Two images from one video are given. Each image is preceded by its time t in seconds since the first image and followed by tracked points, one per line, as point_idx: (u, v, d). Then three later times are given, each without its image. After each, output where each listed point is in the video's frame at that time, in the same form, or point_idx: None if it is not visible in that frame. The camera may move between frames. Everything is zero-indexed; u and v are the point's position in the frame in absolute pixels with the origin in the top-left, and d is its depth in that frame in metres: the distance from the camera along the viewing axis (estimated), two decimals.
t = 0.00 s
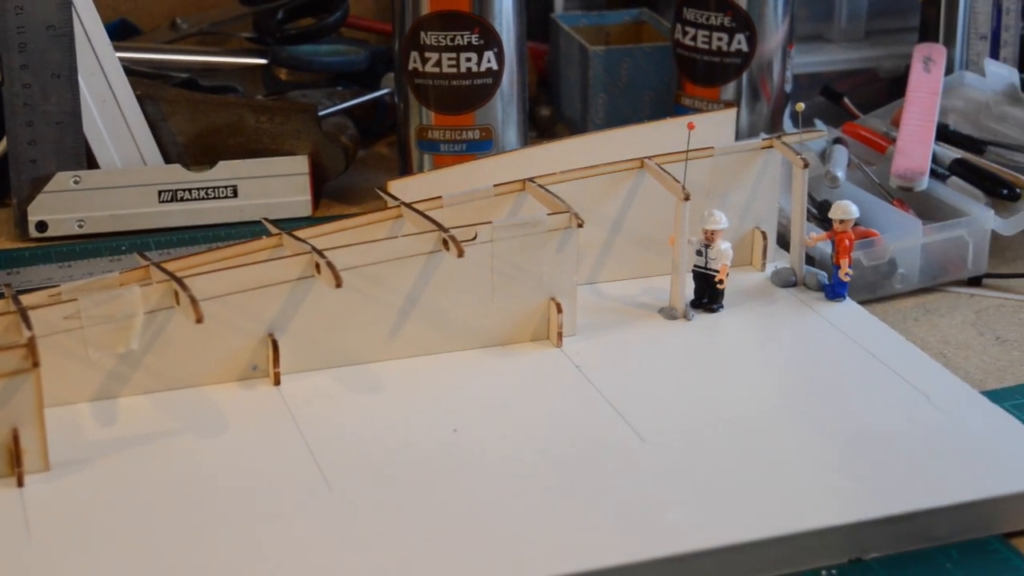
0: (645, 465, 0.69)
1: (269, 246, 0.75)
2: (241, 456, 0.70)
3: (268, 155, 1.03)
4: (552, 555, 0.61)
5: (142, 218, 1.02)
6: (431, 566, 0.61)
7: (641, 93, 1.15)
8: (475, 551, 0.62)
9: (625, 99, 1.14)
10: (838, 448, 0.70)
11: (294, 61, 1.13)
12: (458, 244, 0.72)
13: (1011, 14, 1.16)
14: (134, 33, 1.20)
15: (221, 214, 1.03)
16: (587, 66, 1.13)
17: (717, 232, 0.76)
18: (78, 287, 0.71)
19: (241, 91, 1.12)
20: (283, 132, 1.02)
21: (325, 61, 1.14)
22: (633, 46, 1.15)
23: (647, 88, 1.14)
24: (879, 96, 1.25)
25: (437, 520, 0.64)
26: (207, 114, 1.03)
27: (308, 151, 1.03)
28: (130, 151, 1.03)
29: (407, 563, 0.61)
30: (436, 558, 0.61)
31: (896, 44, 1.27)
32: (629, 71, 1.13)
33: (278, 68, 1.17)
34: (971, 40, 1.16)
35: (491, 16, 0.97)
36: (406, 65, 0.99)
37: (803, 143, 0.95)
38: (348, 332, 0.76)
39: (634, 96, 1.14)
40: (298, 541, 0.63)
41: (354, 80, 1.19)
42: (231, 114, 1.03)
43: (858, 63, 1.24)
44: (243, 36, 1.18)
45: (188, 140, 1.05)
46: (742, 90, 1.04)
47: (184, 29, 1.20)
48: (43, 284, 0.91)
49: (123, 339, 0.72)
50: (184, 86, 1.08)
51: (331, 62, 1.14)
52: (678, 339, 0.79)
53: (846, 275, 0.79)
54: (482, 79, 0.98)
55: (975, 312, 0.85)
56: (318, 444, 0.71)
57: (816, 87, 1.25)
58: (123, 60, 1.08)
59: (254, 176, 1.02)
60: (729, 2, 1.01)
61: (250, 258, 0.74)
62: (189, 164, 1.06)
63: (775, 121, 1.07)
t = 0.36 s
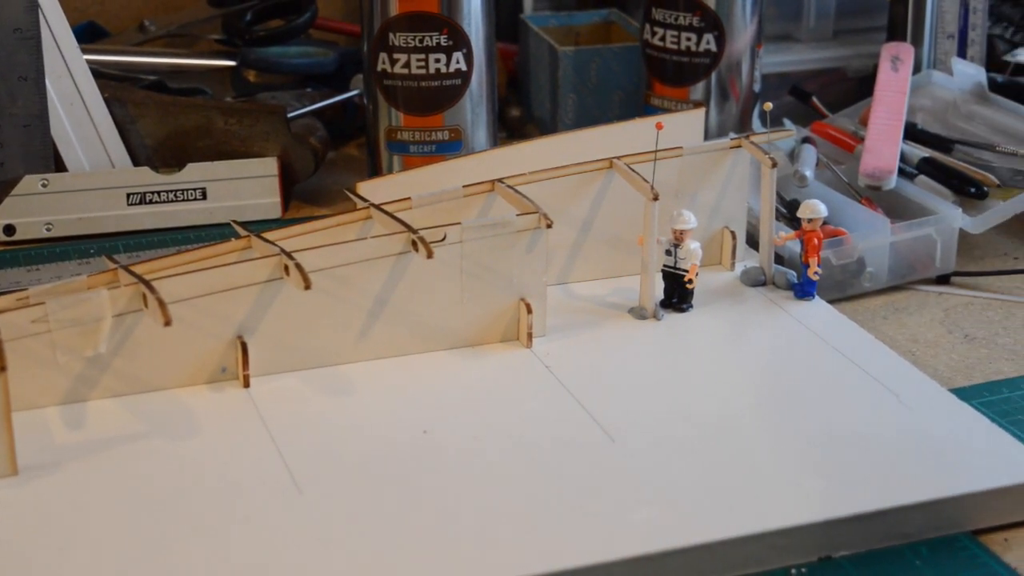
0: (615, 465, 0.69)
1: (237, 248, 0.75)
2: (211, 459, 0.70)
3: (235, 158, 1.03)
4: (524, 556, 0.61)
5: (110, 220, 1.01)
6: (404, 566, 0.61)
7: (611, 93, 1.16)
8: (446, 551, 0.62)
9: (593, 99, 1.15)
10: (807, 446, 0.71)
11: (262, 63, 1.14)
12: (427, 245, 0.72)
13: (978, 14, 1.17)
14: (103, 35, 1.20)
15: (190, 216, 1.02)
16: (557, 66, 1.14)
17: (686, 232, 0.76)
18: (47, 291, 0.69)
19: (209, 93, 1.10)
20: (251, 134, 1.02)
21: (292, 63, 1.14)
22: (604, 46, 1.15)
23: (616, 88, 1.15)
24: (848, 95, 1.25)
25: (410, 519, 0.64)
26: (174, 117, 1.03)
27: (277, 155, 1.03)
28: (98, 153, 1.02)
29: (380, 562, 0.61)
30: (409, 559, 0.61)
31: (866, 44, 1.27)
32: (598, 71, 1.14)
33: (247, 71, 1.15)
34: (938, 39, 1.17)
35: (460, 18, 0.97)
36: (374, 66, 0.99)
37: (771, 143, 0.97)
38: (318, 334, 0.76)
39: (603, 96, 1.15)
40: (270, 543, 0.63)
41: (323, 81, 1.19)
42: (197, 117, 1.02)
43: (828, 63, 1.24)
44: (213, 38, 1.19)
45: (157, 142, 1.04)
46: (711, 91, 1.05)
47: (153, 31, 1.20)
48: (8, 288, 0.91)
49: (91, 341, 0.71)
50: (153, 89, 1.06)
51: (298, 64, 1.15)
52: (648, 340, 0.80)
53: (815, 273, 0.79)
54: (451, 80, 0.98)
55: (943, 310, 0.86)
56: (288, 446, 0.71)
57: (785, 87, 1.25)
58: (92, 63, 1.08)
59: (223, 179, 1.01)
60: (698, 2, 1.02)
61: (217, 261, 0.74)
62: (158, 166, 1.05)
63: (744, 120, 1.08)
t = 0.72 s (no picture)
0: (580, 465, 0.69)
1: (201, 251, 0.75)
2: (176, 464, 0.70)
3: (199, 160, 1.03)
4: (491, 556, 0.61)
5: (74, 225, 1.01)
6: (371, 566, 0.61)
7: (577, 93, 1.16)
8: (413, 551, 0.62)
9: (558, 99, 1.16)
10: (770, 443, 0.71)
11: (227, 66, 1.13)
12: (391, 245, 0.73)
13: (941, 11, 1.18)
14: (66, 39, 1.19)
15: (154, 220, 1.02)
16: (522, 67, 1.14)
17: (651, 231, 0.76)
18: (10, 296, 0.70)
19: (173, 96, 1.11)
20: (216, 137, 1.02)
21: (258, 65, 1.14)
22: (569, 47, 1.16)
23: (582, 87, 1.15)
24: (813, 94, 1.26)
25: (376, 520, 0.64)
26: (140, 120, 1.01)
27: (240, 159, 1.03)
28: (62, 157, 1.00)
29: (347, 563, 0.61)
30: (376, 560, 0.61)
31: (830, 42, 1.28)
32: (564, 70, 1.14)
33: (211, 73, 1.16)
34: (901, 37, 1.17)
35: (423, 19, 0.97)
36: (338, 68, 0.99)
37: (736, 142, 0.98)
38: (282, 337, 0.76)
39: (569, 96, 1.16)
40: (237, 546, 0.63)
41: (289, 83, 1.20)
42: (164, 119, 1.01)
43: (792, 61, 1.25)
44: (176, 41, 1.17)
45: (122, 146, 1.02)
46: (676, 90, 1.06)
47: (117, 35, 1.19)
48: None
49: (53, 347, 0.70)
50: (117, 93, 1.05)
51: (264, 66, 1.15)
52: (614, 339, 0.80)
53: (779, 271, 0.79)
54: (415, 81, 0.99)
55: (907, 306, 0.87)
56: (254, 449, 0.71)
57: (750, 85, 1.25)
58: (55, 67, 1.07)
59: (188, 182, 1.01)
60: (662, 1, 1.03)
61: (182, 265, 0.73)
62: (122, 170, 1.03)
63: (709, 119, 1.09)
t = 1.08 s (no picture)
0: (545, 465, 0.69)
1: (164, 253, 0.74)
2: (140, 467, 0.69)
3: (162, 162, 1.02)
4: (458, 558, 0.61)
5: (36, 227, 1.01)
6: (336, 566, 0.61)
7: (540, 93, 1.17)
8: (378, 551, 0.62)
9: (521, 99, 1.17)
10: (734, 441, 0.71)
11: (189, 68, 1.11)
12: (354, 247, 0.73)
13: (902, 10, 1.19)
14: (27, 40, 1.18)
15: (116, 222, 1.02)
16: (485, 67, 1.14)
17: (614, 231, 0.78)
18: None
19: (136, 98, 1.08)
20: (179, 138, 1.01)
21: (220, 67, 1.13)
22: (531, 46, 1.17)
23: (546, 88, 1.16)
24: (775, 93, 1.27)
25: (342, 520, 0.64)
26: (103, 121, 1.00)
27: (204, 158, 1.03)
28: (22, 157, 0.99)
29: (312, 563, 0.61)
30: (342, 560, 0.61)
31: (792, 42, 1.29)
32: (527, 71, 1.15)
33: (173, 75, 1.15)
34: (863, 36, 1.18)
35: (386, 20, 0.98)
36: (301, 69, 1.00)
37: (699, 140, 1.00)
38: (246, 339, 0.76)
39: (532, 96, 1.17)
40: (203, 548, 0.62)
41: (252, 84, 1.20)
42: (127, 121, 1.00)
43: (754, 61, 1.25)
44: (139, 41, 1.15)
45: (83, 148, 1.01)
46: (639, 89, 1.07)
47: (78, 36, 1.17)
48: None
49: (13, 351, 0.69)
50: (79, 95, 1.03)
51: (226, 67, 1.14)
52: (579, 340, 0.80)
53: (742, 269, 0.80)
54: (378, 82, 0.99)
55: (870, 304, 0.90)
56: (218, 452, 0.70)
57: (714, 85, 1.26)
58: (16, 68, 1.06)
59: (151, 184, 1.01)
60: (625, 2, 1.03)
61: (144, 267, 0.72)
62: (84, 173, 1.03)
63: (672, 119, 1.10)
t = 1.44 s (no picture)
0: (520, 465, 0.69)
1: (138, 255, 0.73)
2: (112, 469, 0.68)
3: (135, 164, 1.01)
4: (433, 561, 0.61)
5: (9, 229, 1.00)
6: (309, 568, 0.60)
7: (514, 93, 1.17)
8: (354, 552, 0.61)
9: (496, 100, 1.17)
10: (709, 440, 0.71)
11: (161, 69, 1.11)
12: (328, 249, 0.72)
13: (874, 11, 1.20)
14: None
15: (89, 224, 1.02)
16: (458, 67, 1.15)
17: (586, 231, 0.79)
18: None
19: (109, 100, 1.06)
20: (152, 140, 1.01)
21: (193, 68, 1.13)
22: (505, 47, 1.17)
23: (520, 88, 1.16)
24: (749, 94, 1.28)
25: (318, 520, 0.64)
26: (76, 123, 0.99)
27: (177, 160, 1.02)
28: None
29: (285, 565, 0.61)
30: (318, 561, 0.61)
31: (765, 43, 1.30)
32: (501, 71, 1.15)
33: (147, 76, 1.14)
34: (836, 36, 1.20)
35: (359, 20, 0.98)
36: (274, 70, 1.00)
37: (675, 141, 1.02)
38: (220, 340, 0.75)
39: (507, 98, 1.17)
40: (177, 549, 0.62)
41: (225, 86, 1.19)
42: (101, 123, 0.99)
43: (727, 61, 1.26)
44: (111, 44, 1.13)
45: (56, 149, 1.01)
46: (613, 89, 1.08)
47: (50, 38, 1.16)
48: None
49: None
50: (51, 97, 1.02)
51: (198, 69, 1.14)
52: (554, 340, 0.81)
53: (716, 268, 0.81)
54: (352, 83, 0.99)
55: (844, 304, 0.91)
56: (192, 453, 0.70)
57: (687, 85, 1.26)
58: None
59: (124, 185, 1.01)
60: (598, 2, 1.04)
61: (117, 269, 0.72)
62: (57, 174, 1.02)
63: (647, 119, 1.11)
